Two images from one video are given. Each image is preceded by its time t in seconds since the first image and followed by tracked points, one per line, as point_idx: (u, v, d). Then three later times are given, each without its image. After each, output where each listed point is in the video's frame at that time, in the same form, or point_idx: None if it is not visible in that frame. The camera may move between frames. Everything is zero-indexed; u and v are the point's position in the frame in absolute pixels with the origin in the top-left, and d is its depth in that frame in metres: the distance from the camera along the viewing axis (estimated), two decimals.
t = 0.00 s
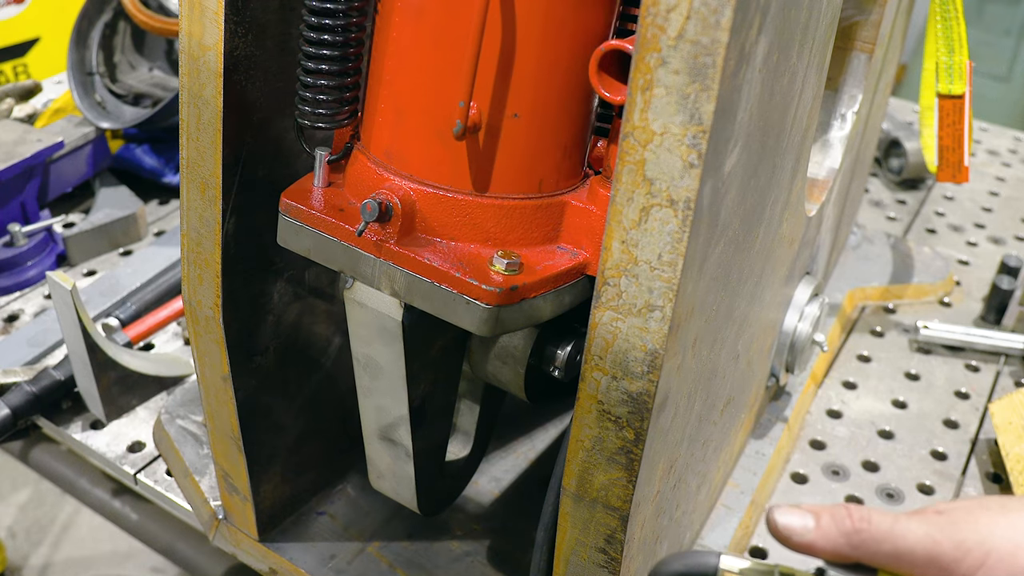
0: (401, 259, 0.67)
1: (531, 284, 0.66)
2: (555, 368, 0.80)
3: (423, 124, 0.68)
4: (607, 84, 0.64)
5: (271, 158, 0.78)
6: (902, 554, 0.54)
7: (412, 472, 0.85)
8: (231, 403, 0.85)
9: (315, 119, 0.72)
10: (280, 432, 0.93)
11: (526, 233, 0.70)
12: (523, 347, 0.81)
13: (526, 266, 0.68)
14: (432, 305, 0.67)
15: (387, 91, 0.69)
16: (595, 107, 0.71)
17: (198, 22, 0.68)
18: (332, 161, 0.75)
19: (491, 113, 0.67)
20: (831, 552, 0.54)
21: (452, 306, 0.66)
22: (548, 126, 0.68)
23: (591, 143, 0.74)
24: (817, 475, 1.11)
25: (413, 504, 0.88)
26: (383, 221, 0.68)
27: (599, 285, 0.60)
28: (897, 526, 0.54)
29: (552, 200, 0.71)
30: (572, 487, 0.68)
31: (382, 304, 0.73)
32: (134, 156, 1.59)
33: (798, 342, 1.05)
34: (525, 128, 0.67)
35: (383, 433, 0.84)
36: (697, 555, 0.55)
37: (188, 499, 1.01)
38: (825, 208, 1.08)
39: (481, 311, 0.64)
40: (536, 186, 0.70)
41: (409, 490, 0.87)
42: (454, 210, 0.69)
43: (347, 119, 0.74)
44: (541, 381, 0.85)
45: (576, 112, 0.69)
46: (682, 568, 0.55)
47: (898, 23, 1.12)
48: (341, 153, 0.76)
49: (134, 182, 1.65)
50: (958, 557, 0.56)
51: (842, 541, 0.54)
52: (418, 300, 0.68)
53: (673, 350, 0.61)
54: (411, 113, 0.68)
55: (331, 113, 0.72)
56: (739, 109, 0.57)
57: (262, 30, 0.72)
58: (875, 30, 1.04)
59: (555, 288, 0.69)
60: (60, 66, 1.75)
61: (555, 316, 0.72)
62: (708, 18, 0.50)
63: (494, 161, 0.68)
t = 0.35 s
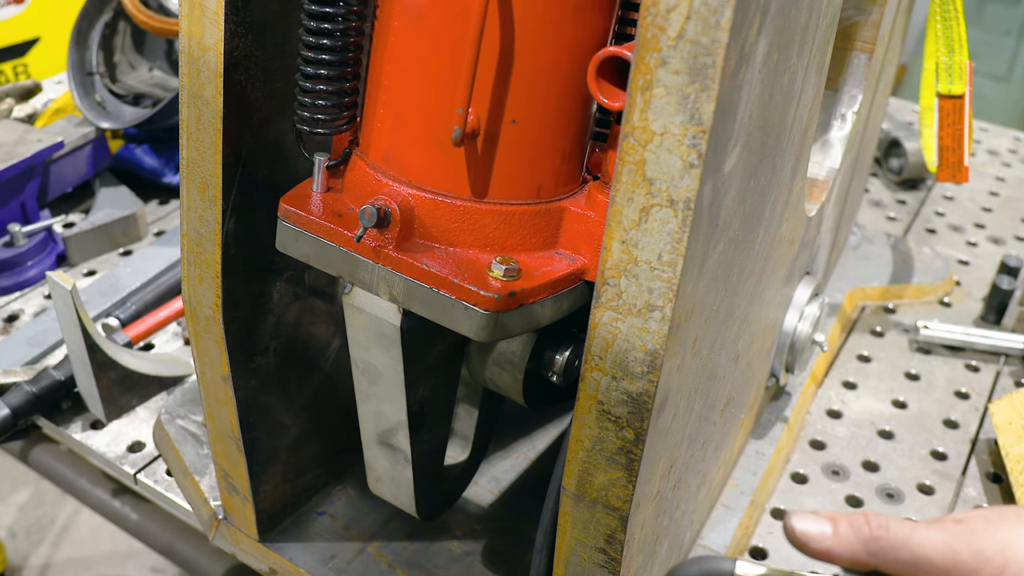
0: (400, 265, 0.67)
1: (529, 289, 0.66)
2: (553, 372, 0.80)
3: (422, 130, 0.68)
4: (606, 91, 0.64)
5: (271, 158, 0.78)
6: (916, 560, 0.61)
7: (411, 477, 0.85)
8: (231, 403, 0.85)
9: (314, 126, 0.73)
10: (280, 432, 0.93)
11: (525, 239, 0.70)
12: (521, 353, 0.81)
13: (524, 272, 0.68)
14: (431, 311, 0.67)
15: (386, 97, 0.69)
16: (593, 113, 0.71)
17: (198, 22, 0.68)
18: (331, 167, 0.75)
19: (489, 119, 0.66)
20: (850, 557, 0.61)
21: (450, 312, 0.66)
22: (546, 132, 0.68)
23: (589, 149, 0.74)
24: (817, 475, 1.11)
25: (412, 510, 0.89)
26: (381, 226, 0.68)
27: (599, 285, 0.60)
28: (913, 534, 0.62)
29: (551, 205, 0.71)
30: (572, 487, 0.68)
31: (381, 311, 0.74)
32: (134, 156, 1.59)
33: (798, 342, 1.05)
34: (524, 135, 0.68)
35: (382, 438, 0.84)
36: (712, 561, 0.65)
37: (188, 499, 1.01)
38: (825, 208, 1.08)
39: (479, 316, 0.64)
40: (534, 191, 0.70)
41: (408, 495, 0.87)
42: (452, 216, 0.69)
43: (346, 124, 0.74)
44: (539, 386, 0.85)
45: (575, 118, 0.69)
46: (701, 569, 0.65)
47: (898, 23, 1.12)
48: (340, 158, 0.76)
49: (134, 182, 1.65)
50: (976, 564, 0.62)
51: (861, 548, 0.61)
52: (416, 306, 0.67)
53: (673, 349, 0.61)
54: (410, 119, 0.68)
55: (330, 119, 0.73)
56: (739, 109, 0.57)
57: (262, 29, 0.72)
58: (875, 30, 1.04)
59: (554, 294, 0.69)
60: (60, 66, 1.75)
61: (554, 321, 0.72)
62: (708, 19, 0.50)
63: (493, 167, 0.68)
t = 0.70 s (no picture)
0: (398, 270, 0.67)
1: (527, 295, 0.66)
2: (551, 377, 0.81)
3: (420, 136, 0.68)
4: (604, 96, 0.64)
5: (270, 159, 0.78)
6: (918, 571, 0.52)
7: (410, 481, 0.85)
8: (231, 403, 0.85)
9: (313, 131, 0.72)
10: (279, 432, 0.93)
11: (523, 244, 0.71)
12: (519, 359, 0.82)
13: (522, 277, 0.68)
14: (429, 316, 0.67)
15: (385, 102, 0.69)
16: (592, 118, 0.71)
17: (198, 22, 0.68)
18: (330, 172, 0.75)
19: (488, 126, 0.67)
20: (845, 562, 0.53)
21: (449, 317, 0.66)
22: (545, 138, 0.68)
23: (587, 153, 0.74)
24: (817, 475, 1.11)
25: (411, 513, 0.89)
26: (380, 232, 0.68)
27: (599, 285, 0.60)
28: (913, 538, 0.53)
29: (549, 211, 0.71)
30: (572, 487, 0.68)
31: (380, 317, 0.73)
32: (134, 156, 1.59)
33: (798, 342, 1.05)
34: (523, 141, 0.68)
35: (380, 443, 0.84)
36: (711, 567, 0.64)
37: (188, 499, 1.01)
38: (825, 208, 1.08)
39: (477, 322, 0.64)
40: (533, 197, 0.70)
41: (407, 499, 0.87)
42: (451, 221, 0.69)
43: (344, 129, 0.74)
44: (537, 391, 0.85)
45: (573, 124, 0.69)
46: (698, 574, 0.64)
47: (898, 23, 1.12)
48: (339, 163, 0.75)
49: (134, 182, 1.65)
50: None
51: (856, 552, 0.53)
52: (415, 311, 0.68)
53: (673, 349, 0.61)
54: (408, 125, 0.68)
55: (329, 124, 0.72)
56: (739, 109, 0.57)
57: (261, 29, 0.72)
58: (875, 30, 1.04)
59: (553, 299, 0.69)
60: (60, 66, 1.75)
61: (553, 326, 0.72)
62: (708, 18, 0.50)
63: (492, 173, 0.68)
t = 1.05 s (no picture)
0: (397, 275, 0.67)
1: (526, 300, 0.66)
2: (551, 382, 0.81)
3: (419, 142, 0.68)
4: (602, 103, 0.65)
5: (270, 160, 0.78)
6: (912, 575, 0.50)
7: (408, 486, 0.85)
8: (231, 403, 0.85)
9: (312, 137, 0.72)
10: (279, 432, 0.93)
11: (522, 250, 0.71)
12: (518, 364, 0.82)
13: (521, 283, 0.68)
14: (427, 322, 0.67)
15: (384, 107, 0.69)
16: (591, 122, 0.71)
17: (198, 22, 0.68)
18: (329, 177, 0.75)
19: (486, 132, 0.67)
20: (842, 569, 0.51)
21: (447, 322, 0.66)
22: (543, 143, 0.68)
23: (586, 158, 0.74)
24: (817, 474, 1.11)
25: (409, 518, 0.89)
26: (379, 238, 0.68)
27: (599, 285, 0.60)
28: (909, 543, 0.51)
29: (547, 216, 0.71)
30: (572, 487, 0.68)
31: (378, 322, 0.73)
32: (134, 156, 1.59)
33: (798, 342, 1.05)
34: (521, 147, 0.68)
35: (379, 448, 0.84)
36: None
37: (188, 499, 1.01)
38: (825, 208, 1.08)
39: (476, 327, 0.64)
40: (531, 203, 0.70)
41: (405, 503, 0.87)
42: (449, 226, 0.69)
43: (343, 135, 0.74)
44: (536, 394, 0.86)
45: (572, 128, 0.69)
46: None
47: (898, 23, 1.12)
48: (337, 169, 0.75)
49: (134, 182, 1.65)
50: None
51: (853, 559, 0.51)
52: (413, 316, 0.68)
53: (673, 349, 0.61)
54: (407, 130, 0.68)
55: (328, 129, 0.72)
56: (739, 109, 0.57)
57: (261, 29, 0.72)
58: (875, 30, 1.04)
59: (551, 305, 0.69)
60: (60, 66, 1.75)
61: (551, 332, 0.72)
62: (708, 18, 0.50)
63: (490, 179, 0.68)
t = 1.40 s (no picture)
0: (396, 281, 0.67)
1: (524, 305, 0.66)
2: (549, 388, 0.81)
3: (417, 147, 0.68)
4: (601, 109, 0.64)
5: (269, 160, 0.78)
6: None
7: (407, 490, 0.85)
8: (231, 403, 0.85)
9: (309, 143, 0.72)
10: (279, 432, 0.93)
11: (520, 255, 0.71)
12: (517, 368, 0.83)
13: (519, 288, 0.68)
14: (426, 327, 0.67)
15: (382, 112, 0.69)
16: (590, 126, 0.71)
17: (198, 22, 0.68)
18: (328, 182, 0.75)
19: (485, 138, 0.67)
20: None
21: (446, 328, 0.66)
22: (542, 148, 0.68)
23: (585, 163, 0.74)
24: (817, 475, 1.11)
25: (409, 522, 0.89)
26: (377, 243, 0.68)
27: (599, 285, 0.60)
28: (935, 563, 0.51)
29: (546, 222, 0.71)
30: (572, 487, 0.68)
31: (376, 327, 0.73)
32: (134, 156, 1.59)
33: (798, 342, 1.05)
34: (520, 152, 0.68)
35: (377, 452, 0.84)
36: None
37: (188, 499, 1.01)
38: (825, 208, 1.08)
39: (474, 333, 0.64)
40: (530, 208, 0.70)
41: (404, 507, 0.87)
42: (448, 231, 0.69)
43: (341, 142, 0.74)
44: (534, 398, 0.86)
45: (571, 133, 0.69)
46: None
47: (898, 23, 1.12)
48: (336, 174, 0.75)
49: (134, 182, 1.65)
50: None
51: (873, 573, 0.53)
52: (412, 322, 0.68)
53: (673, 349, 0.61)
54: (406, 135, 0.68)
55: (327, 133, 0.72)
56: (739, 109, 0.57)
57: (261, 29, 0.72)
58: (875, 30, 1.04)
59: (550, 310, 0.69)
60: (60, 65, 1.75)
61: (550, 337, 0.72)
62: (708, 19, 0.50)
63: (488, 185, 0.68)
